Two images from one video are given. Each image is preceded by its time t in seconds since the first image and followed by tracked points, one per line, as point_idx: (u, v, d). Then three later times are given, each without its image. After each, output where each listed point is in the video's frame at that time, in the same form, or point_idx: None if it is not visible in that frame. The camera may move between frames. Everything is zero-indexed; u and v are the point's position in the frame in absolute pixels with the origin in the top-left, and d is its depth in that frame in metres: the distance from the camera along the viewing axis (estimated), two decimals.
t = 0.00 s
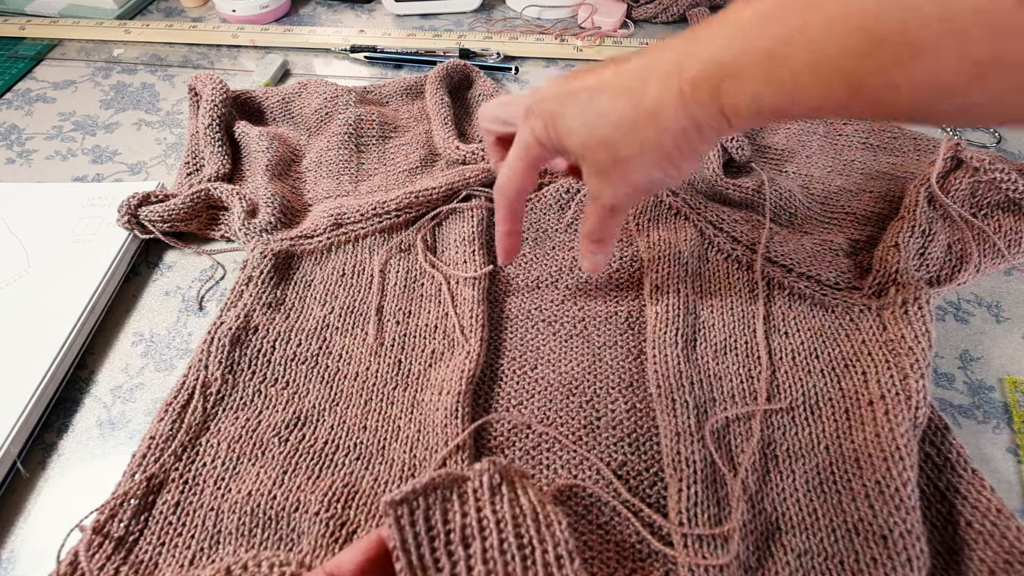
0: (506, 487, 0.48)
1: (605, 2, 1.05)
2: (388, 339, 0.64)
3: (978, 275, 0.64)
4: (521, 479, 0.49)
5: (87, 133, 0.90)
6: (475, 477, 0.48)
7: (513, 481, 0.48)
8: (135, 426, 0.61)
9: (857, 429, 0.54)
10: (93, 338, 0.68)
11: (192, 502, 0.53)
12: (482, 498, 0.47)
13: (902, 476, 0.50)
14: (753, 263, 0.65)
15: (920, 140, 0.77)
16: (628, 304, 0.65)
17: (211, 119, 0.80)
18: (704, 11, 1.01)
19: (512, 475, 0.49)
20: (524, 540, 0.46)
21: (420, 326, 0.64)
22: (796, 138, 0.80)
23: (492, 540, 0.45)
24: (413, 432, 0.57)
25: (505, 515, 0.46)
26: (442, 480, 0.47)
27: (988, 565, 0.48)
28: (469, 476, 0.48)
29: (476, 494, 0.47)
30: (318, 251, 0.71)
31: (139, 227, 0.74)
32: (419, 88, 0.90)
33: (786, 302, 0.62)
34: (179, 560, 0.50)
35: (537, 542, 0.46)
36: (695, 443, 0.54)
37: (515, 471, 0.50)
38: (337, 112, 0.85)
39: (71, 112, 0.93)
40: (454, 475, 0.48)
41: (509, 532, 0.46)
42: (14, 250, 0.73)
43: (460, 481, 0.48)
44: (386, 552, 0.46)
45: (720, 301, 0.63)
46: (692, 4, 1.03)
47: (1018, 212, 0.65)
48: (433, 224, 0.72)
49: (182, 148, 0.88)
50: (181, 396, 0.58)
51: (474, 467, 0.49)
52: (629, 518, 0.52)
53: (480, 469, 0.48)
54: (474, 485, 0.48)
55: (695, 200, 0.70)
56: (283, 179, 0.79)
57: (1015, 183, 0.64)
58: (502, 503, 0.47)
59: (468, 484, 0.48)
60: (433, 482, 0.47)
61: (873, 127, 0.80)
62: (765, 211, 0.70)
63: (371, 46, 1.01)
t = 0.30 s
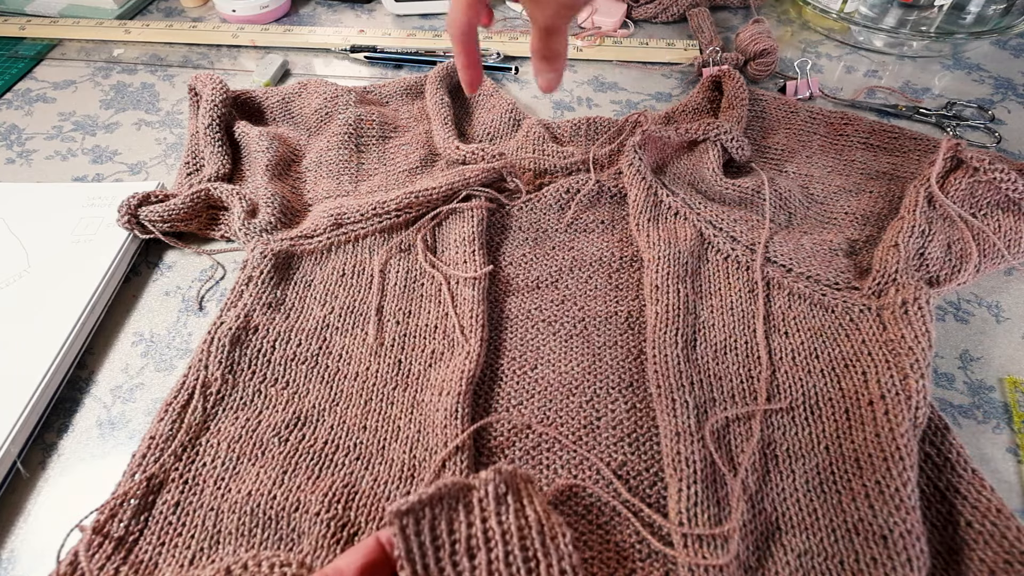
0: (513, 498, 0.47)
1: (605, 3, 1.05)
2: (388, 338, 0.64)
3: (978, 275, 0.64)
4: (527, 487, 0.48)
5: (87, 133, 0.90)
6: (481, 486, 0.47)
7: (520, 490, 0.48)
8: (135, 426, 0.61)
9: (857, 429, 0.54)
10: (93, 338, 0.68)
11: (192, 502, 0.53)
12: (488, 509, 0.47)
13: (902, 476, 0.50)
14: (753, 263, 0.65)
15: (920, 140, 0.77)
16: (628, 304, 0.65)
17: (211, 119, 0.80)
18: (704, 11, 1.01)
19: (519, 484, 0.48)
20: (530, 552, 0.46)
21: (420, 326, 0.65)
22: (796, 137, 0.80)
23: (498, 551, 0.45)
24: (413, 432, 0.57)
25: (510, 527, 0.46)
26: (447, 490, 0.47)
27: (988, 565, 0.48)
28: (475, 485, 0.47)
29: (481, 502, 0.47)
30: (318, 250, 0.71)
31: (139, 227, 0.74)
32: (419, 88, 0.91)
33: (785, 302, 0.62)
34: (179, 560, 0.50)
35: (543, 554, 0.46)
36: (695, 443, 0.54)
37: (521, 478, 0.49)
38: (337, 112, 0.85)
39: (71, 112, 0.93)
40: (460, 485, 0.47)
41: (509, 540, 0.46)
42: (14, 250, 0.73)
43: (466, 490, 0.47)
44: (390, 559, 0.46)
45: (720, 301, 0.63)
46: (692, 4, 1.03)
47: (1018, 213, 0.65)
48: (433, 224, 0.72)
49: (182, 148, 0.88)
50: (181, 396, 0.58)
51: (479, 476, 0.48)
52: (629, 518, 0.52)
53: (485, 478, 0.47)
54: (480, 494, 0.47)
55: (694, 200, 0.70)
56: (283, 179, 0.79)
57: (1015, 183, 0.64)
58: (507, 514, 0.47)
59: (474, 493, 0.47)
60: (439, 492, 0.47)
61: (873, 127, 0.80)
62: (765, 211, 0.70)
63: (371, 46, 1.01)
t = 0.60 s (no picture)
0: (517, 506, 0.47)
1: (605, 2, 1.05)
2: (388, 339, 0.64)
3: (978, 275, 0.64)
4: (530, 493, 0.49)
5: (87, 133, 0.90)
6: (485, 494, 0.47)
7: (523, 498, 0.48)
8: (135, 426, 0.61)
9: (857, 429, 0.54)
10: (93, 338, 0.68)
11: (192, 501, 0.53)
12: (492, 517, 0.47)
13: (902, 476, 0.50)
14: (752, 263, 0.65)
15: (920, 140, 0.77)
16: (628, 304, 0.65)
17: (211, 119, 0.80)
18: (704, 11, 1.01)
19: (522, 491, 0.48)
20: (533, 560, 0.46)
21: (420, 326, 0.65)
22: (797, 137, 0.80)
23: (501, 562, 0.45)
24: (413, 432, 0.57)
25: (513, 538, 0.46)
26: (452, 499, 0.47)
27: (988, 565, 0.48)
28: (479, 493, 0.47)
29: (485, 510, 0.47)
30: (318, 251, 0.71)
31: (139, 227, 0.74)
32: (419, 88, 0.91)
33: (785, 302, 0.62)
34: (179, 560, 0.50)
35: (546, 563, 0.46)
36: (695, 443, 0.54)
37: (524, 484, 0.49)
38: (337, 113, 0.85)
39: (71, 112, 0.93)
40: (465, 494, 0.47)
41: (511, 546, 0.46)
42: (14, 250, 0.73)
43: (470, 499, 0.47)
44: (391, 563, 0.45)
45: (720, 301, 0.63)
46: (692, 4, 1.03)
47: (1018, 213, 0.65)
48: (433, 224, 0.73)
49: (182, 148, 0.88)
50: (181, 396, 0.58)
51: (483, 484, 0.48)
52: (629, 518, 0.52)
53: (490, 486, 0.47)
54: (484, 503, 0.47)
55: (694, 200, 0.70)
56: (283, 179, 0.79)
57: (1015, 183, 0.64)
58: (511, 523, 0.47)
59: (479, 500, 0.47)
60: (444, 501, 0.46)
61: (873, 128, 0.80)
62: (764, 211, 0.70)
63: (371, 46, 1.01)
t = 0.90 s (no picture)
0: (516, 505, 0.47)
1: (605, 2, 1.05)
2: (388, 338, 0.64)
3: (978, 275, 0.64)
4: (530, 493, 0.49)
5: (86, 133, 0.90)
6: (485, 493, 0.47)
7: (523, 497, 0.48)
8: (136, 426, 0.61)
9: (857, 429, 0.54)
10: (93, 338, 0.68)
11: (192, 502, 0.53)
12: (491, 516, 0.47)
13: (902, 476, 0.50)
14: (752, 263, 0.65)
15: (920, 140, 0.77)
16: (628, 304, 0.65)
17: (211, 119, 0.80)
18: (704, 11, 1.01)
19: (522, 490, 0.48)
20: (533, 559, 0.46)
21: (420, 326, 0.65)
22: (797, 137, 0.80)
23: (500, 560, 0.45)
24: (413, 432, 0.57)
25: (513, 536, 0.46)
26: (451, 497, 0.47)
27: (988, 565, 0.48)
28: (479, 491, 0.47)
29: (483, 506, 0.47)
30: (318, 251, 0.71)
31: (139, 227, 0.74)
32: (419, 88, 0.90)
33: (785, 302, 0.62)
34: (179, 560, 0.50)
35: (545, 562, 0.46)
36: (695, 443, 0.54)
37: (523, 483, 0.49)
38: (337, 113, 0.85)
39: (71, 112, 0.93)
40: (464, 492, 0.47)
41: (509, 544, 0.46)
42: (14, 250, 0.73)
43: (469, 497, 0.47)
44: (390, 562, 0.46)
45: (720, 300, 0.63)
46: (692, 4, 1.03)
47: (1018, 213, 0.65)
48: (433, 224, 0.73)
49: (182, 148, 0.88)
50: (181, 396, 0.58)
51: (482, 483, 0.48)
52: (628, 518, 0.52)
53: (489, 485, 0.47)
54: (483, 502, 0.47)
55: (694, 200, 0.70)
56: (283, 179, 0.79)
57: (1016, 183, 0.64)
58: (511, 522, 0.47)
59: (478, 499, 0.47)
60: (443, 500, 0.46)
61: (873, 128, 0.80)
62: (764, 211, 0.70)
63: (371, 46, 1.01)
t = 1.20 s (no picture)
0: (514, 499, 0.47)
1: (605, 2, 1.05)
2: (388, 338, 0.64)
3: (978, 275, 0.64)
4: (528, 489, 0.49)
5: (86, 133, 0.90)
6: (483, 488, 0.47)
7: (521, 492, 0.48)
8: (135, 426, 0.61)
9: (857, 429, 0.54)
10: (93, 339, 0.68)
11: (192, 502, 0.53)
12: (489, 510, 0.47)
13: (902, 476, 0.50)
14: (753, 263, 0.65)
15: (920, 140, 0.77)
16: (628, 304, 0.65)
17: (211, 119, 0.80)
18: (704, 11, 1.01)
19: (520, 486, 0.48)
20: (532, 556, 0.46)
21: (420, 326, 0.65)
22: (796, 137, 0.80)
23: (499, 553, 0.45)
24: (413, 432, 0.57)
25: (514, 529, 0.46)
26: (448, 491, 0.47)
27: (988, 565, 0.48)
28: (476, 487, 0.48)
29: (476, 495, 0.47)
30: (318, 251, 0.71)
31: (139, 227, 0.74)
32: (419, 88, 0.91)
33: (785, 302, 0.62)
34: (179, 560, 0.50)
35: (543, 558, 0.46)
36: (695, 443, 0.54)
37: (522, 480, 0.49)
38: (337, 113, 0.85)
39: (71, 112, 0.93)
40: (462, 487, 0.47)
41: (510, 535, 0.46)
42: (14, 250, 0.73)
43: (467, 492, 0.47)
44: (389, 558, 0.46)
45: (720, 300, 0.63)
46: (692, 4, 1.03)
47: (1018, 213, 0.65)
48: (433, 224, 0.73)
49: (182, 148, 0.88)
50: (181, 396, 0.58)
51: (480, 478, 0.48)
52: (628, 518, 0.52)
53: (487, 480, 0.47)
54: (481, 496, 0.47)
55: (694, 200, 0.70)
56: (283, 179, 0.79)
57: (1016, 183, 0.64)
58: (509, 516, 0.47)
59: (476, 494, 0.47)
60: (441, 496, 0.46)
61: (873, 128, 0.80)
62: (763, 211, 0.70)
63: (371, 46, 1.01)
